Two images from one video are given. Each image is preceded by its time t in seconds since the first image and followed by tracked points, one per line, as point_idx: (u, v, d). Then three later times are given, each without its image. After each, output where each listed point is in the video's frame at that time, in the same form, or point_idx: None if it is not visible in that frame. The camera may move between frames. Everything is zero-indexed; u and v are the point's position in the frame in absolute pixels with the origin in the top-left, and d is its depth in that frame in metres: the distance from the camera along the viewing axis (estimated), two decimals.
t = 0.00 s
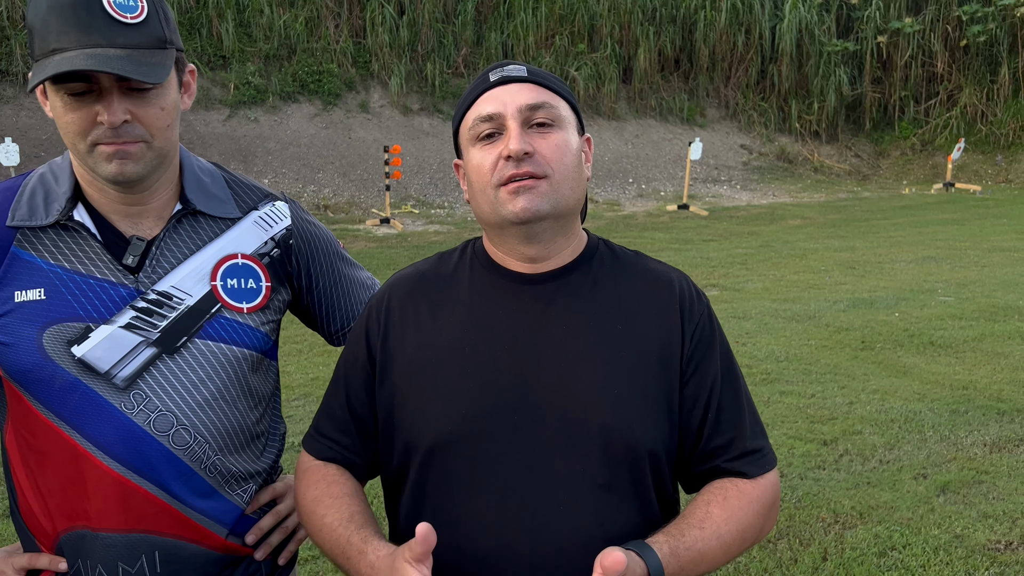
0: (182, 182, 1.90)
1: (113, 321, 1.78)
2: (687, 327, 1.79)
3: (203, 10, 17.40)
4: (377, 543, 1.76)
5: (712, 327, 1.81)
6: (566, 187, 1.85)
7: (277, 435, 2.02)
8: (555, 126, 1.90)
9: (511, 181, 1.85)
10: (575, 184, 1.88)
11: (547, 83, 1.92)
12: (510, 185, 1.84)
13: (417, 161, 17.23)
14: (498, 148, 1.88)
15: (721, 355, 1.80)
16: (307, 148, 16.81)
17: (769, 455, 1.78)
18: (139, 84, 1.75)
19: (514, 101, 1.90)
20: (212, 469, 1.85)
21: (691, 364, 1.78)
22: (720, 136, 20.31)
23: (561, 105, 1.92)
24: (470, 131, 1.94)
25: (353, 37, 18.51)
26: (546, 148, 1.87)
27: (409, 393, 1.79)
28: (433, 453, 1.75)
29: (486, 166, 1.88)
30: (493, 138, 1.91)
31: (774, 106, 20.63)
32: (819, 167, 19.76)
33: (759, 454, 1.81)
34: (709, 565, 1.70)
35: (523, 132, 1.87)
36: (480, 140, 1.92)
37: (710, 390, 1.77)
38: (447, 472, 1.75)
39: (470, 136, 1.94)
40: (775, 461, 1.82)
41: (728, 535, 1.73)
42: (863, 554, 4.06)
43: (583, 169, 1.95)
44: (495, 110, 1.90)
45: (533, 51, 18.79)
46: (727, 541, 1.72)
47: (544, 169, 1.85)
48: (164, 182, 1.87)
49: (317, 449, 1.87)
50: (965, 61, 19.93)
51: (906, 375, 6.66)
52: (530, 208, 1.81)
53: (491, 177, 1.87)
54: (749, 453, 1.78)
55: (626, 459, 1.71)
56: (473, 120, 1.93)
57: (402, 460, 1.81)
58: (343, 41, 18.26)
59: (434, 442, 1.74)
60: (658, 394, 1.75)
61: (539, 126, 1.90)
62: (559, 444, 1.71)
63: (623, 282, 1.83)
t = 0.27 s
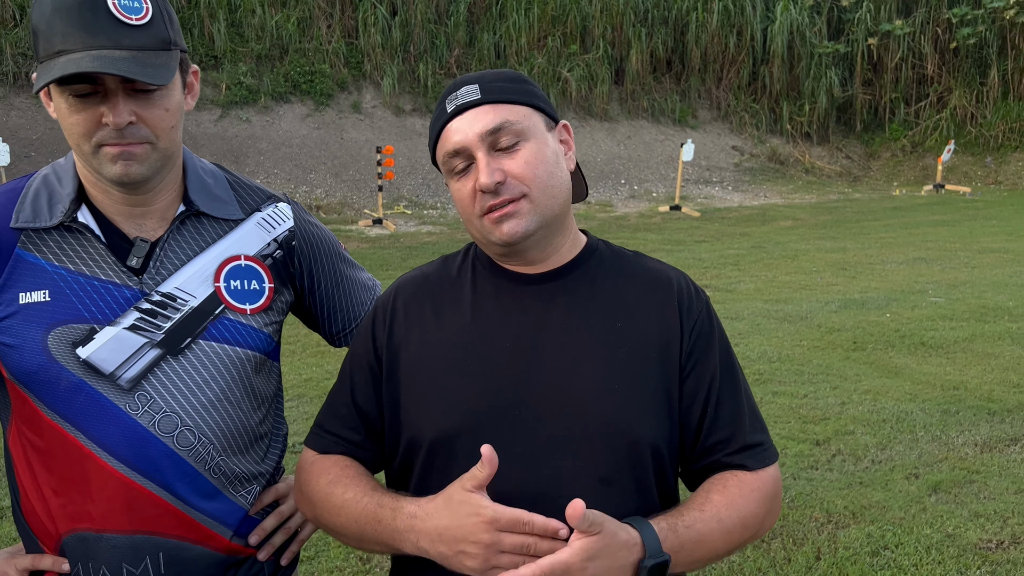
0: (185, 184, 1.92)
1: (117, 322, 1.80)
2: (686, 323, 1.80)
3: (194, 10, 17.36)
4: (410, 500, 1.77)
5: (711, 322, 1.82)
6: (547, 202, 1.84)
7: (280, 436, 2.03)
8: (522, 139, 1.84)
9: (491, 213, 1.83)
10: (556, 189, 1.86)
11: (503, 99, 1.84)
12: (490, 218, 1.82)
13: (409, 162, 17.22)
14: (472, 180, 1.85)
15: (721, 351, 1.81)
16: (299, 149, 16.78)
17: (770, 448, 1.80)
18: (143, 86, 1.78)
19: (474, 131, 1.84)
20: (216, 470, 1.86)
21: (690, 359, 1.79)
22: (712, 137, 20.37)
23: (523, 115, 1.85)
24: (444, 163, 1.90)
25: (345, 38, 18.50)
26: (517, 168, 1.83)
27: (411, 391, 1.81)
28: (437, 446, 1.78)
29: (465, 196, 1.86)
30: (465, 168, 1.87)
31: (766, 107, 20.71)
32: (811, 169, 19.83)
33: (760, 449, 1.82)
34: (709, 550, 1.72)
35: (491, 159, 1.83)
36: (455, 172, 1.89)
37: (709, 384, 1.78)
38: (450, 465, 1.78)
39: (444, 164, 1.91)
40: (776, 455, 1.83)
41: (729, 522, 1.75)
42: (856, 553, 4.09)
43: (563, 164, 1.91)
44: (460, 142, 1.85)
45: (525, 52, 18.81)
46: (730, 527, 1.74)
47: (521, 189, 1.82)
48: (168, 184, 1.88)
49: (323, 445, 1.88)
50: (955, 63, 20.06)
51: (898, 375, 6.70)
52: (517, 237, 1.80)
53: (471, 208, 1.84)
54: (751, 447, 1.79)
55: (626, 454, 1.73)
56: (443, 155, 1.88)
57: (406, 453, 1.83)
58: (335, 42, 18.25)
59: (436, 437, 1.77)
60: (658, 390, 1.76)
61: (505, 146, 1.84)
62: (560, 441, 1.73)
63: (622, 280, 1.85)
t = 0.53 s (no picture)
0: (189, 185, 1.92)
1: (122, 323, 1.81)
2: (687, 319, 1.82)
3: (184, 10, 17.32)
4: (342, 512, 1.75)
5: (711, 317, 1.85)
6: (546, 209, 1.84)
7: (283, 437, 2.03)
8: (527, 143, 1.85)
9: (489, 214, 1.84)
10: (556, 197, 1.87)
11: (512, 101, 1.84)
12: (489, 219, 1.83)
13: (400, 162, 17.21)
14: (473, 180, 1.86)
15: (720, 347, 1.84)
16: (289, 149, 16.75)
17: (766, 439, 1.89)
18: (149, 88, 1.79)
19: (479, 129, 1.84)
20: (220, 471, 1.87)
21: (692, 356, 1.81)
22: (702, 138, 20.44)
23: (531, 119, 1.85)
24: (446, 159, 1.91)
25: (335, 38, 18.48)
26: (519, 172, 1.83)
27: (413, 391, 1.81)
28: (438, 447, 1.77)
29: (464, 195, 1.87)
30: (467, 166, 1.88)
31: (755, 108, 20.77)
32: (800, 170, 19.92)
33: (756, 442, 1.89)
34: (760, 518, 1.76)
35: (493, 160, 1.84)
36: (456, 169, 1.90)
37: (710, 380, 1.81)
38: (451, 465, 1.77)
39: (445, 162, 1.91)
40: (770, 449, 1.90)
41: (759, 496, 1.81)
42: (848, 552, 4.12)
43: (564, 172, 1.92)
44: (465, 140, 1.85)
45: (516, 52, 18.83)
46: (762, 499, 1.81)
47: (521, 194, 1.83)
48: (172, 187, 1.89)
49: (335, 452, 1.91)
50: (943, 65, 20.20)
51: (888, 375, 6.75)
52: (514, 242, 1.81)
53: (469, 208, 1.85)
54: (750, 440, 1.85)
55: (628, 451, 1.73)
56: (446, 151, 1.89)
57: (407, 456, 1.83)
58: (325, 42, 18.23)
59: (438, 437, 1.77)
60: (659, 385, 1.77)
61: (509, 149, 1.85)
62: (561, 439, 1.73)
63: (623, 278, 1.86)
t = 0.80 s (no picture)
0: (191, 184, 1.93)
1: (125, 322, 1.82)
2: (688, 323, 1.84)
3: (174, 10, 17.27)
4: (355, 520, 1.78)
5: (711, 323, 1.87)
6: (551, 209, 1.86)
7: (283, 436, 2.04)
8: (534, 145, 1.86)
9: (495, 213, 1.85)
10: (562, 198, 1.88)
11: (520, 102, 1.84)
12: (494, 218, 1.84)
13: (391, 162, 17.20)
14: (479, 179, 1.86)
15: (719, 352, 1.87)
16: (280, 149, 16.71)
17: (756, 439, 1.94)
18: (153, 86, 1.81)
19: (487, 129, 1.84)
20: (222, 470, 1.88)
21: (693, 359, 1.84)
22: (692, 138, 20.51)
23: (538, 120, 1.86)
24: (451, 158, 1.91)
25: (326, 38, 18.46)
26: (526, 173, 1.85)
27: (416, 392, 1.82)
28: (442, 449, 1.78)
29: (469, 195, 1.87)
30: (474, 165, 1.88)
31: (746, 109, 20.86)
32: (790, 170, 19.98)
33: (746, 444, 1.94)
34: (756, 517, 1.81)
35: (501, 161, 1.85)
36: (461, 168, 1.90)
37: (711, 384, 1.84)
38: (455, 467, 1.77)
39: (451, 160, 1.91)
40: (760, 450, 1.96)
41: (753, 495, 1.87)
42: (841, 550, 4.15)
43: (569, 172, 1.94)
44: (472, 140, 1.85)
45: (507, 53, 18.89)
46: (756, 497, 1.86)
47: (528, 195, 1.84)
48: (175, 185, 1.90)
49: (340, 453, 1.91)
50: (931, 66, 20.34)
51: (878, 374, 6.80)
52: (517, 240, 1.82)
53: (474, 207, 1.86)
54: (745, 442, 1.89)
55: (632, 452, 1.74)
56: (452, 150, 1.89)
57: (410, 457, 1.83)
58: (316, 41, 18.20)
59: (442, 439, 1.77)
60: (662, 388, 1.79)
61: (517, 149, 1.85)
62: (565, 440, 1.74)
63: (624, 280, 1.88)
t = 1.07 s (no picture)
0: (194, 186, 1.94)
1: (128, 323, 1.82)
2: (690, 325, 1.86)
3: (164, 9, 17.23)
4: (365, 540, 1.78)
5: (712, 326, 1.89)
6: (563, 218, 1.87)
7: (286, 437, 2.04)
8: (548, 153, 1.88)
9: (508, 220, 1.86)
10: (572, 207, 1.90)
11: (536, 110, 1.86)
12: (508, 225, 1.85)
13: (382, 162, 17.19)
14: (493, 185, 1.87)
15: (719, 354, 1.89)
16: (271, 149, 16.68)
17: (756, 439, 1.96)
18: (157, 86, 1.81)
19: (503, 136, 1.85)
20: (225, 471, 1.88)
21: (695, 362, 1.85)
22: (682, 139, 20.57)
23: (553, 129, 1.88)
24: (463, 163, 1.91)
25: (317, 38, 18.45)
26: (540, 181, 1.86)
27: (421, 394, 1.82)
28: (448, 452, 1.78)
29: (482, 200, 1.88)
30: (487, 170, 1.89)
31: (735, 110, 20.94)
32: (780, 170, 20.06)
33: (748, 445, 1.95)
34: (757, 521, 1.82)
35: (516, 169, 1.86)
36: (473, 173, 1.91)
37: (713, 387, 1.86)
38: (463, 470, 1.77)
39: (462, 164, 1.91)
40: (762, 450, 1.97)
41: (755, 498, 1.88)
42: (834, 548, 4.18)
43: (579, 180, 1.95)
44: (488, 146, 1.86)
45: (498, 53, 19.00)
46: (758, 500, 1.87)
47: (541, 203, 1.86)
48: (179, 186, 1.90)
49: (341, 458, 1.91)
50: (919, 67, 20.48)
51: (869, 374, 6.85)
52: (530, 248, 1.84)
53: (487, 213, 1.86)
54: (746, 443, 1.91)
55: (637, 453, 1.76)
56: (466, 153, 1.89)
57: (415, 460, 1.83)
58: (306, 41, 18.18)
59: (448, 442, 1.78)
60: (664, 390, 1.81)
61: (531, 157, 1.87)
62: (570, 442, 1.75)
63: (626, 281, 1.89)
